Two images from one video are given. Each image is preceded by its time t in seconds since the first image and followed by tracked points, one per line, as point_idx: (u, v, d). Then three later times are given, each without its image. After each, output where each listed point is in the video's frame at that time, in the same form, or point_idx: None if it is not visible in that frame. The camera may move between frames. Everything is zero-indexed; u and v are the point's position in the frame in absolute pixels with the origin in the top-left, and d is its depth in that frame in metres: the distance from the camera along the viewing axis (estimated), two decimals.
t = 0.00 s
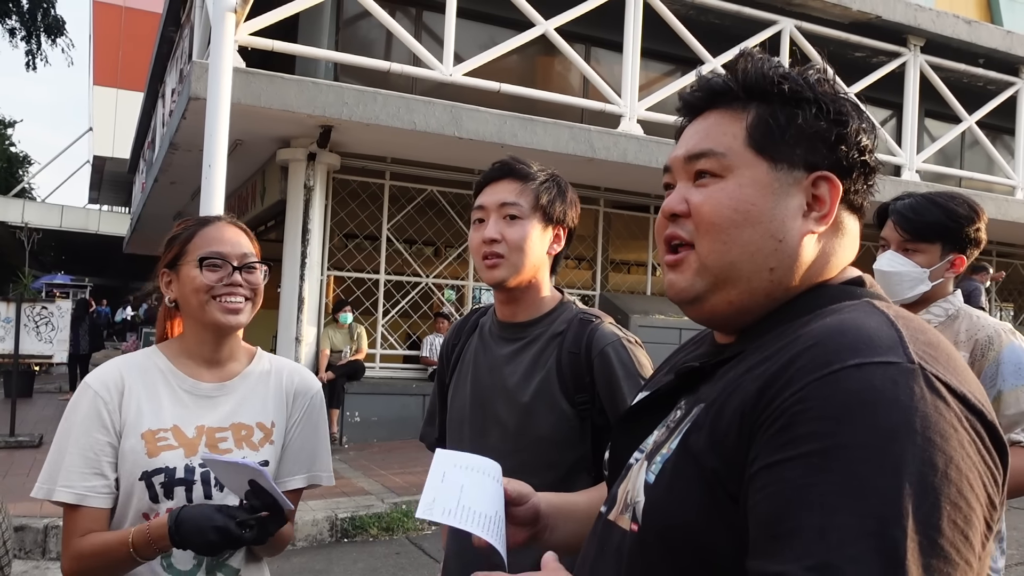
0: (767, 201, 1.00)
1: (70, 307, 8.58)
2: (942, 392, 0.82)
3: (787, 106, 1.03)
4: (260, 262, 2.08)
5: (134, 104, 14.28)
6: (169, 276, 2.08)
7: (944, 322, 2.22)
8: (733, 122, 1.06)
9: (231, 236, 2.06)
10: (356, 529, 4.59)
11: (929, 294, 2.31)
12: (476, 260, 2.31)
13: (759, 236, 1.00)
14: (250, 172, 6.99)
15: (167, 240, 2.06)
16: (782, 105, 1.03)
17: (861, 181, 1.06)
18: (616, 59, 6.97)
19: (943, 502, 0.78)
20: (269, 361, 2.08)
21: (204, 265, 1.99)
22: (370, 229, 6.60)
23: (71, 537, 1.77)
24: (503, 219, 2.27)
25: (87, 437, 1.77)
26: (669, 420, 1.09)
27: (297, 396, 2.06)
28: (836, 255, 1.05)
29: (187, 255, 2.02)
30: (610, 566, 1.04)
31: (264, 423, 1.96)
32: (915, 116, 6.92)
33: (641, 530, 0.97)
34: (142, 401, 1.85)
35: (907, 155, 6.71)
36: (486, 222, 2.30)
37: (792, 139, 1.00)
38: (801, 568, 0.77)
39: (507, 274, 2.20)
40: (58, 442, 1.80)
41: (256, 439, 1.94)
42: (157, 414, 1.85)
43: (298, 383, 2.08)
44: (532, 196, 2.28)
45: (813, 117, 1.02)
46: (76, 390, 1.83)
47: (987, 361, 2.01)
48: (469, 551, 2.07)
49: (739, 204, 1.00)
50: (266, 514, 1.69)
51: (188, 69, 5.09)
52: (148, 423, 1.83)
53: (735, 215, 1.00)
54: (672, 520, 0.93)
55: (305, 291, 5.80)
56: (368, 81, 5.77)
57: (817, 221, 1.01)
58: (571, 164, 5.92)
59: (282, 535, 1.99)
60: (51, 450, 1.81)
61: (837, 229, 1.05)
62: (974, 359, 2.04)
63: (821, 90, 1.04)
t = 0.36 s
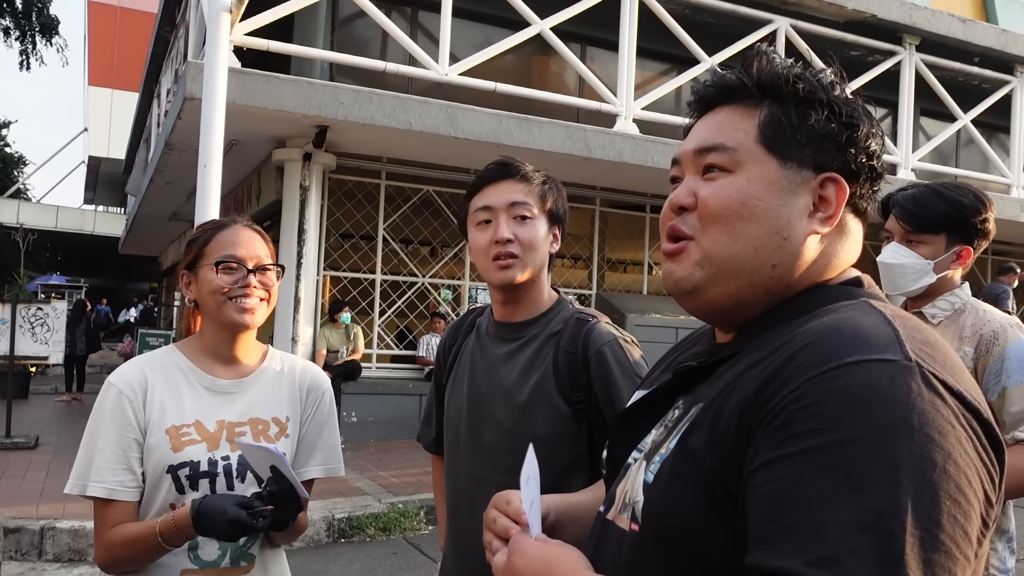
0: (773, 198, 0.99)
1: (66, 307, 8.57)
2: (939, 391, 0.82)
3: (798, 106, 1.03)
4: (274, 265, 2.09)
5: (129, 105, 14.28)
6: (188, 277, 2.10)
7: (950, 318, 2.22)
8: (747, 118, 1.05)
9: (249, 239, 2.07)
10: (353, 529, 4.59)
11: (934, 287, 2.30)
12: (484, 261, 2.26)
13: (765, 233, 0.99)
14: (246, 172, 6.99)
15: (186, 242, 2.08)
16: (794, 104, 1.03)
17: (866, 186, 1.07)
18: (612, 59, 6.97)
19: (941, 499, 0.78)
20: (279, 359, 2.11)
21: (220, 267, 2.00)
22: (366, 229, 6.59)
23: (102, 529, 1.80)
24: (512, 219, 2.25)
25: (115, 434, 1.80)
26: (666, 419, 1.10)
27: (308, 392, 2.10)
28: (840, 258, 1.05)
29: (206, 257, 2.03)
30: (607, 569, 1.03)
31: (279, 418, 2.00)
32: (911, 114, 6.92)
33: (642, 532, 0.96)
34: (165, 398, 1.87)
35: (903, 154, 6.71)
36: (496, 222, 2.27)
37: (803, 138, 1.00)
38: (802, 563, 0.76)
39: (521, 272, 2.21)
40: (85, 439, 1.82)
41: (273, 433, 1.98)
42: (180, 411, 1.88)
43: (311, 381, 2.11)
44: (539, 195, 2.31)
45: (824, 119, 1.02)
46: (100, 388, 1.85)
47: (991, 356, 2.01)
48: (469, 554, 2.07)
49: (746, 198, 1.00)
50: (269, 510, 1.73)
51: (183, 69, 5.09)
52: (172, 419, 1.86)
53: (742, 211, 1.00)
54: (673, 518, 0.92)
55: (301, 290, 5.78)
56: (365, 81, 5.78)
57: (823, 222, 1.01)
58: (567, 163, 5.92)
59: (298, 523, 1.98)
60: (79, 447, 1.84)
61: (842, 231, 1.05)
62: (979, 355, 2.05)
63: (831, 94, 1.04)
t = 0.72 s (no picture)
0: (771, 197, 1.00)
1: (63, 308, 8.57)
2: (950, 394, 0.83)
3: (791, 106, 1.03)
4: (272, 272, 2.10)
5: (125, 104, 14.26)
6: (189, 279, 2.11)
7: (959, 313, 2.22)
8: (740, 119, 1.06)
9: (250, 244, 2.08)
10: (352, 529, 4.59)
11: (948, 283, 2.30)
12: (486, 261, 2.27)
13: (763, 232, 1.00)
14: (244, 172, 6.99)
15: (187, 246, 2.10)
16: (788, 104, 1.03)
17: (864, 184, 1.06)
18: (609, 58, 6.98)
19: (957, 501, 0.79)
20: (278, 355, 2.11)
21: (218, 273, 2.01)
22: (364, 228, 6.60)
23: (118, 526, 1.80)
24: (515, 219, 2.27)
25: (123, 434, 1.80)
26: (670, 415, 1.09)
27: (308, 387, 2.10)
28: (840, 257, 1.05)
29: (206, 262, 2.04)
30: (609, 566, 1.04)
31: (283, 410, 2.02)
32: (907, 112, 6.94)
33: (648, 528, 0.96)
34: (170, 398, 1.88)
35: (899, 152, 6.73)
36: (498, 222, 2.27)
37: (796, 139, 1.01)
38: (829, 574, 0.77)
39: (524, 273, 2.22)
40: (95, 441, 1.82)
41: (277, 426, 1.99)
42: (187, 409, 1.89)
43: (310, 373, 2.12)
44: (540, 196, 2.33)
45: (820, 117, 1.02)
46: (107, 392, 1.85)
47: (1003, 354, 2.01)
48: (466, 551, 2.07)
49: (744, 198, 1.01)
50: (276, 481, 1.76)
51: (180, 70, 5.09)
52: (179, 417, 1.86)
53: (740, 212, 1.01)
54: (675, 517, 0.92)
55: (299, 290, 5.78)
56: (362, 81, 5.79)
57: (821, 219, 1.01)
58: (565, 163, 5.93)
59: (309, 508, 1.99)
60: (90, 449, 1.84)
61: (840, 229, 1.05)
62: (989, 353, 2.05)
63: (826, 92, 1.04)
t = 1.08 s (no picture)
0: (782, 196, 0.99)
1: (61, 309, 8.56)
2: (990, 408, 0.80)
3: (804, 98, 1.02)
4: (268, 267, 2.10)
5: (123, 105, 14.26)
6: (184, 274, 2.11)
7: (975, 313, 2.28)
8: (753, 109, 1.05)
9: (248, 241, 2.08)
10: (351, 530, 4.59)
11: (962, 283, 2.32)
12: (486, 261, 2.27)
13: (774, 233, 0.99)
14: (241, 173, 6.98)
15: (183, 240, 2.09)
16: (803, 95, 1.02)
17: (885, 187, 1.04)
18: (607, 58, 6.99)
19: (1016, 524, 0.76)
20: (274, 351, 2.11)
21: (214, 268, 2.01)
22: (362, 229, 6.60)
23: (110, 521, 1.80)
24: (513, 219, 2.26)
25: (115, 428, 1.80)
26: (676, 421, 1.04)
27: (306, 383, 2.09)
28: (858, 259, 1.03)
29: (202, 257, 2.04)
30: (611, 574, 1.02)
31: (279, 405, 2.02)
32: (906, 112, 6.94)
33: (654, 542, 0.92)
34: (165, 394, 1.88)
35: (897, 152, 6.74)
36: (497, 222, 2.27)
37: (808, 132, 0.99)
38: None
39: (524, 272, 2.22)
40: (90, 436, 1.82)
41: (272, 420, 2.00)
42: (181, 404, 1.89)
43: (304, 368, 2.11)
44: (539, 195, 2.33)
45: (837, 108, 1.00)
46: (103, 390, 1.85)
47: (1019, 353, 2.10)
48: (466, 550, 2.09)
49: (752, 198, 1.00)
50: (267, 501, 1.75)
51: (178, 70, 5.08)
52: (173, 412, 1.87)
53: (747, 212, 1.00)
54: (687, 535, 0.88)
55: (297, 291, 5.78)
56: (359, 81, 5.78)
57: (835, 219, 1.00)
58: (563, 163, 5.93)
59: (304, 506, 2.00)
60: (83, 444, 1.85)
61: (862, 230, 1.03)
62: (1006, 353, 2.13)
63: (846, 84, 1.02)
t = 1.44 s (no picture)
0: (817, 174, 0.97)
1: (55, 309, 8.53)
2: None
3: (852, 71, 0.99)
4: (259, 265, 2.09)
5: (116, 104, 14.22)
6: (176, 274, 2.10)
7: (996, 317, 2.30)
8: (788, 86, 1.03)
9: (237, 239, 2.08)
10: (345, 530, 4.58)
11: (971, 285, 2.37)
12: (471, 261, 2.30)
13: (808, 215, 0.97)
14: (236, 172, 6.97)
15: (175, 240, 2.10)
16: (845, 69, 0.99)
17: (935, 170, 1.01)
18: (602, 59, 6.99)
19: None
20: (265, 353, 2.12)
21: (204, 266, 2.01)
22: (357, 229, 6.59)
23: (98, 521, 1.79)
24: (495, 219, 2.27)
25: (104, 427, 1.80)
26: (691, 426, 1.05)
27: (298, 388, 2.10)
28: (901, 246, 1.00)
29: (192, 256, 2.04)
30: None
31: (270, 405, 2.02)
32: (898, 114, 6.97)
33: (663, 564, 0.94)
34: (155, 393, 1.88)
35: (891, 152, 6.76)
36: (479, 223, 2.29)
37: (851, 109, 0.97)
38: None
39: (501, 273, 2.21)
40: (81, 434, 1.82)
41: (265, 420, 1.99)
42: (171, 403, 1.89)
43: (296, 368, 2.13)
44: (525, 196, 2.29)
45: (883, 80, 0.97)
46: (93, 388, 1.85)
47: None
48: (460, 549, 2.08)
49: (783, 179, 0.98)
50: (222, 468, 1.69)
51: (172, 69, 5.07)
52: (162, 411, 1.86)
53: (782, 189, 0.98)
54: (694, 554, 0.90)
55: (292, 291, 5.77)
56: (355, 81, 5.78)
57: (877, 206, 0.96)
58: (559, 163, 5.93)
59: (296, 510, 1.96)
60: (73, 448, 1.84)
61: (905, 220, 1.00)
62: None
63: (895, 56, 0.99)
